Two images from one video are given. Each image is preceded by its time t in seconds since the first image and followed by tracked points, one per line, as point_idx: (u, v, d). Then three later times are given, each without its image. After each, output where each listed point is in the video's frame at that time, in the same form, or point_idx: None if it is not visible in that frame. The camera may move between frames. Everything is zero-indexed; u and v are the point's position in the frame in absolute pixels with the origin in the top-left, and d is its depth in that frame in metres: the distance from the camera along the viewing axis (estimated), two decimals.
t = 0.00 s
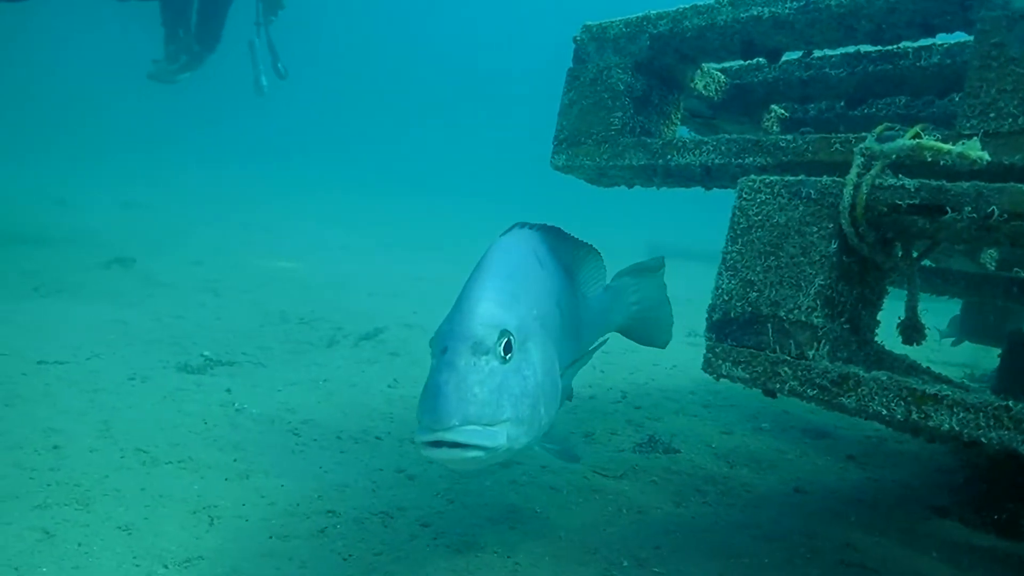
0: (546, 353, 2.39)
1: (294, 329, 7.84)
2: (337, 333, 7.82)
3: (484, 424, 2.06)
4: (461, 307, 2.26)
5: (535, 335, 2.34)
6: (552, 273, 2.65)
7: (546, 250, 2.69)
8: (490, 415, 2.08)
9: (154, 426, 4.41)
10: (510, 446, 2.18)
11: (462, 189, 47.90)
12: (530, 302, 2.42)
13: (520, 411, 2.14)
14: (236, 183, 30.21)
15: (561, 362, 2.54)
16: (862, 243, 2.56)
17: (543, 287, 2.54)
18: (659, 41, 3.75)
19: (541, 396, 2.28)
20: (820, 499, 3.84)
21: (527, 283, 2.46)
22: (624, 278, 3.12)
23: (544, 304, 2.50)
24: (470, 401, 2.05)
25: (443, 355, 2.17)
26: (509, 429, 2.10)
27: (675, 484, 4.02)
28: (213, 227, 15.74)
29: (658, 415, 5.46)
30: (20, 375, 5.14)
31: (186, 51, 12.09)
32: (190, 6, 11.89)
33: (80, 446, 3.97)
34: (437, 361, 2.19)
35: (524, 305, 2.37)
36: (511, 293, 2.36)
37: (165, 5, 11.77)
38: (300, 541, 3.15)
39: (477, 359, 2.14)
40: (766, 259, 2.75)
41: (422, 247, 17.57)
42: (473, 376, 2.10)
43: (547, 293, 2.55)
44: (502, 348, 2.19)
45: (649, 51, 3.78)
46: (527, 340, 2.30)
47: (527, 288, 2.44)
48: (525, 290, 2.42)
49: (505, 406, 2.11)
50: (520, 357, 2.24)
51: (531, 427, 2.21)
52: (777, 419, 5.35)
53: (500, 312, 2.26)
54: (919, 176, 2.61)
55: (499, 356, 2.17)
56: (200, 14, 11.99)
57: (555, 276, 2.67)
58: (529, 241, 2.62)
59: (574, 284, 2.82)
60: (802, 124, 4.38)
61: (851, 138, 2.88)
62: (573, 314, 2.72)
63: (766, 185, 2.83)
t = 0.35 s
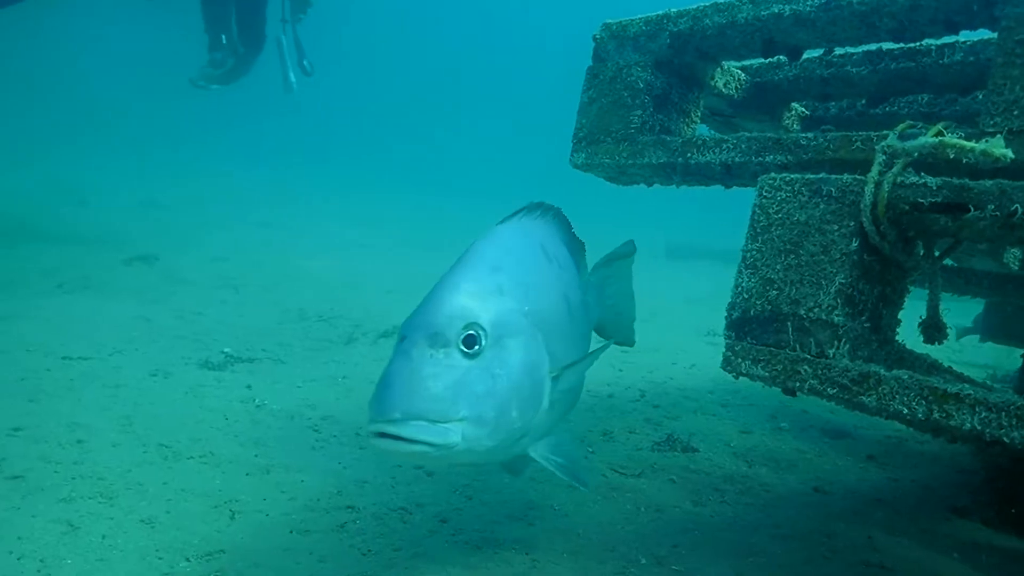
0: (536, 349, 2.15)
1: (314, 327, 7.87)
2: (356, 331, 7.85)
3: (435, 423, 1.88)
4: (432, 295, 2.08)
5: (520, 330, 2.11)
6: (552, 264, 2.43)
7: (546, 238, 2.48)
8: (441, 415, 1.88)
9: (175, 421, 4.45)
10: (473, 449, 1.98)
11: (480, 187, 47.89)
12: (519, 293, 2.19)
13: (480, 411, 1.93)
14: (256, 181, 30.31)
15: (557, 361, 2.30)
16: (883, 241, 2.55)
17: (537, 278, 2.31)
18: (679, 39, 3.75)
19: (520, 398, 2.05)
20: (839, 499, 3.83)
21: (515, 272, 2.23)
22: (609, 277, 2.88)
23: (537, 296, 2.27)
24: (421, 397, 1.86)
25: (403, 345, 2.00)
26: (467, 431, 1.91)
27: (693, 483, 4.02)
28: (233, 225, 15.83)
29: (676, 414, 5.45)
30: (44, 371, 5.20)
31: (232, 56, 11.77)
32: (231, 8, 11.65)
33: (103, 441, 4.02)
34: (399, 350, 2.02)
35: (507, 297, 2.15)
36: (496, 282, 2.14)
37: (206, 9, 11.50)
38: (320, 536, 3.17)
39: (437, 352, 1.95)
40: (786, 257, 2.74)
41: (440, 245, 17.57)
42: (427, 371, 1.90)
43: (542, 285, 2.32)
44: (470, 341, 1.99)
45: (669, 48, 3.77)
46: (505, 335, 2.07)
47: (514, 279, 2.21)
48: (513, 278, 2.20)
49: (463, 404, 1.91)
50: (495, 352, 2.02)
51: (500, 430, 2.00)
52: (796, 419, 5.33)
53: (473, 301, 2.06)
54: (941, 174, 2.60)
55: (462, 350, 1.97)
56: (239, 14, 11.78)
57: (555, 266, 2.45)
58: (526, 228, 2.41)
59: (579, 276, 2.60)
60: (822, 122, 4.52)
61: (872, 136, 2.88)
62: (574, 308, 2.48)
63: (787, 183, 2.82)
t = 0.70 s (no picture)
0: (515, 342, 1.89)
1: (335, 324, 7.92)
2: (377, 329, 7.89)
3: (362, 414, 1.70)
4: (387, 279, 1.90)
5: (492, 322, 1.85)
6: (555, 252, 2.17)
7: (548, 225, 2.23)
8: (368, 406, 1.70)
9: (199, 416, 4.50)
10: (417, 445, 1.78)
11: (499, 186, 47.91)
12: (502, 279, 1.95)
13: (414, 404, 1.72)
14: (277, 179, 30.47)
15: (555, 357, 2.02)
16: (905, 240, 2.54)
17: (532, 267, 2.05)
18: (700, 38, 3.76)
19: (482, 393, 1.81)
20: (859, 500, 3.81)
21: (497, 257, 1.98)
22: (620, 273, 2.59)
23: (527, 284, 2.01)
24: (347, 384, 1.69)
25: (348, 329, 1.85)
26: (399, 424, 1.71)
27: (712, 483, 4.02)
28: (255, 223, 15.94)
29: (695, 414, 5.44)
30: (70, 365, 5.27)
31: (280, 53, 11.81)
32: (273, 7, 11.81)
33: (128, 435, 4.07)
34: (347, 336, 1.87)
35: (479, 285, 1.89)
36: (467, 267, 1.90)
37: (250, 7, 11.64)
38: (341, 531, 3.19)
39: (374, 338, 1.77)
40: (808, 257, 2.74)
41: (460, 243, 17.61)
42: (355, 358, 1.73)
43: (536, 274, 2.06)
44: (416, 329, 1.78)
45: (690, 48, 3.77)
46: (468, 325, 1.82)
47: (496, 265, 1.96)
48: (495, 263, 1.96)
49: (397, 396, 1.72)
50: (449, 343, 1.79)
51: (451, 427, 1.78)
52: (816, 420, 5.31)
53: (426, 286, 1.85)
54: (965, 174, 2.58)
55: (402, 338, 1.77)
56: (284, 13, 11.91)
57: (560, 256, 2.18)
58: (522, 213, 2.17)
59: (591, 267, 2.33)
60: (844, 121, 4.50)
61: (895, 136, 2.87)
62: (580, 300, 2.20)
63: (809, 183, 2.82)
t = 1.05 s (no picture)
0: (465, 336, 1.91)
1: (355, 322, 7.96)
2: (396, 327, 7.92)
3: (291, 398, 1.77)
4: (338, 265, 1.97)
5: (440, 314, 1.89)
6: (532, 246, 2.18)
7: (529, 218, 2.26)
8: (299, 391, 1.76)
9: (221, 412, 4.54)
10: (351, 432, 1.83)
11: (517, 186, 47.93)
12: (461, 273, 1.98)
13: (345, 393, 1.78)
14: (297, 178, 30.59)
15: (518, 353, 2.03)
16: (927, 241, 2.53)
17: (503, 260, 2.08)
18: (722, 38, 3.76)
19: (422, 385, 1.84)
20: (879, 503, 3.79)
21: (457, 251, 2.01)
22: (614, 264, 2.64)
23: (489, 278, 2.02)
24: (280, 367, 1.76)
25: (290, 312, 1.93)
26: (330, 411, 1.77)
27: (730, 483, 4.02)
28: (275, 221, 16.04)
29: (714, 415, 5.43)
30: (94, 361, 5.33)
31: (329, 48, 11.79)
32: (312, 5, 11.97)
33: (151, 429, 4.12)
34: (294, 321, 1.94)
35: (431, 277, 1.93)
36: (422, 259, 1.96)
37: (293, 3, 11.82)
38: (360, 526, 3.22)
39: (311, 325, 1.83)
40: (828, 257, 2.73)
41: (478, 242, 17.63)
42: (291, 344, 1.79)
43: (503, 268, 2.07)
44: (357, 317, 1.84)
45: (712, 48, 3.77)
46: (411, 317, 1.86)
47: (456, 258, 2.00)
48: (454, 257, 2.00)
49: (328, 381, 1.78)
50: (389, 334, 1.84)
51: (389, 416, 1.83)
52: (836, 422, 5.29)
53: (374, 276, 1.90)
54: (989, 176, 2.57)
55: (339, 326, 1.83)
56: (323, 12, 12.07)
57: (539, 250, 2.20)
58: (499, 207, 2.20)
59: (577, 262, 2.33)
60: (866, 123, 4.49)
61: (918, 136, 2.87)
62: (559, 297, 2.20)
63: (831, 184, 2.82)
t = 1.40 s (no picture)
0: (387, 317, 1.81)
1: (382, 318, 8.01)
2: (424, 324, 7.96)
3: (197, 370, 1.77)
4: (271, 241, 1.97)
5: (352, 291, 1.82)
6: (496, 227, 2.04)
7: (494, 196, 2.10)
8: (207, 363, 1.77)
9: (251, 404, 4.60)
10: (264, 410, 1.80)
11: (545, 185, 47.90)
12: (390, 252, 1.89)
13: (247, 366, 1.75)
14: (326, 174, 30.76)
15: (455, 338, 1.89)
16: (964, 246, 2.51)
17: (442, 239, 1.96)
18: (757, 39, 3.75)
19: (335, 364, 1.76)
20: (908, 509, 3.76)
21: (392, 231, 1.92)
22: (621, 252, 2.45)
23: (429, 260, 1.91)
24: (189, 337, 1.78)
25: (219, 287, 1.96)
26: (232, 384, 1.76)
27: (757, 486, 4.00)
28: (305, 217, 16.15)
29: (741, 418, 5.41)
30: (127, 351, 5.41)
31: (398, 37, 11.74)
32: None
33: (183, 419, 4.18)
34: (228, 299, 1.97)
35: (351, 255, 1.87)
36: (348, 237, 1.90)
37: None
38: (388, 519, 3.25)
39: (224, 298, 1.84)
40: (862, 261, 2.72)
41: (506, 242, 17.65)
42: (206, 316, 1.80)
43: (447, 250, 1.96)
44: (270, 292, 1.83)
45: (746, 49, 3.76)
46: (324, 291, 1.81)
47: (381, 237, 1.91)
48: (387, 237, 1.91)
49: (235, 355, 1.76)
50: (298, 309, 1.80)
51: (296, 393, 1.77)
52: (865, 428, 5.24)
53: (299, 254, 1.87)
54: None
55: (251, 301, 1.82)
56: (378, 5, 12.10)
57: (500, 230, 2.04)
58: (466, 186, 2.08)
59: (556, 247, 2.16)
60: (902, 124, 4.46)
61: (956, 140, 2.85)
62: (520, 282, 2.03)
63: (865, 186, 2.80)
